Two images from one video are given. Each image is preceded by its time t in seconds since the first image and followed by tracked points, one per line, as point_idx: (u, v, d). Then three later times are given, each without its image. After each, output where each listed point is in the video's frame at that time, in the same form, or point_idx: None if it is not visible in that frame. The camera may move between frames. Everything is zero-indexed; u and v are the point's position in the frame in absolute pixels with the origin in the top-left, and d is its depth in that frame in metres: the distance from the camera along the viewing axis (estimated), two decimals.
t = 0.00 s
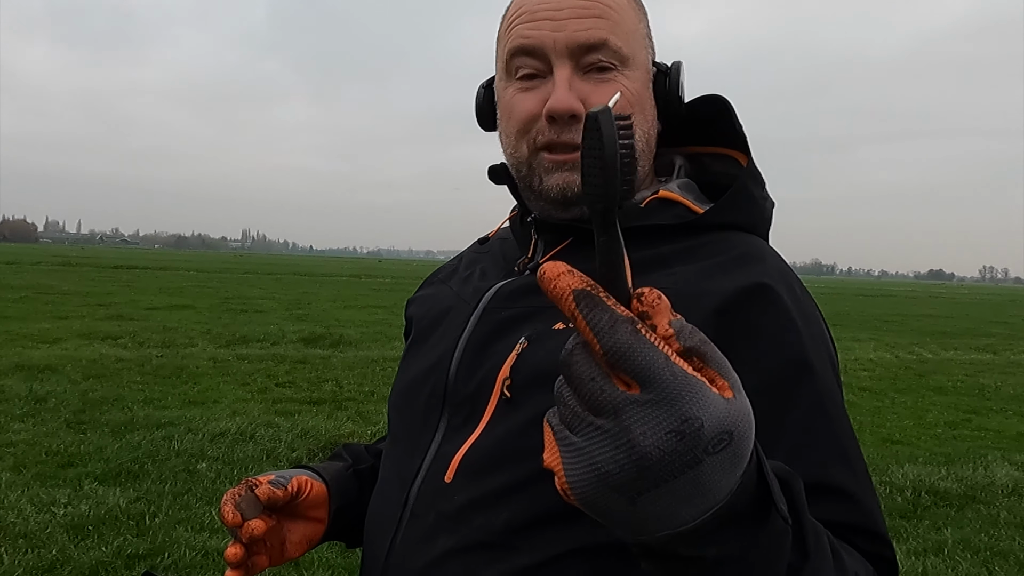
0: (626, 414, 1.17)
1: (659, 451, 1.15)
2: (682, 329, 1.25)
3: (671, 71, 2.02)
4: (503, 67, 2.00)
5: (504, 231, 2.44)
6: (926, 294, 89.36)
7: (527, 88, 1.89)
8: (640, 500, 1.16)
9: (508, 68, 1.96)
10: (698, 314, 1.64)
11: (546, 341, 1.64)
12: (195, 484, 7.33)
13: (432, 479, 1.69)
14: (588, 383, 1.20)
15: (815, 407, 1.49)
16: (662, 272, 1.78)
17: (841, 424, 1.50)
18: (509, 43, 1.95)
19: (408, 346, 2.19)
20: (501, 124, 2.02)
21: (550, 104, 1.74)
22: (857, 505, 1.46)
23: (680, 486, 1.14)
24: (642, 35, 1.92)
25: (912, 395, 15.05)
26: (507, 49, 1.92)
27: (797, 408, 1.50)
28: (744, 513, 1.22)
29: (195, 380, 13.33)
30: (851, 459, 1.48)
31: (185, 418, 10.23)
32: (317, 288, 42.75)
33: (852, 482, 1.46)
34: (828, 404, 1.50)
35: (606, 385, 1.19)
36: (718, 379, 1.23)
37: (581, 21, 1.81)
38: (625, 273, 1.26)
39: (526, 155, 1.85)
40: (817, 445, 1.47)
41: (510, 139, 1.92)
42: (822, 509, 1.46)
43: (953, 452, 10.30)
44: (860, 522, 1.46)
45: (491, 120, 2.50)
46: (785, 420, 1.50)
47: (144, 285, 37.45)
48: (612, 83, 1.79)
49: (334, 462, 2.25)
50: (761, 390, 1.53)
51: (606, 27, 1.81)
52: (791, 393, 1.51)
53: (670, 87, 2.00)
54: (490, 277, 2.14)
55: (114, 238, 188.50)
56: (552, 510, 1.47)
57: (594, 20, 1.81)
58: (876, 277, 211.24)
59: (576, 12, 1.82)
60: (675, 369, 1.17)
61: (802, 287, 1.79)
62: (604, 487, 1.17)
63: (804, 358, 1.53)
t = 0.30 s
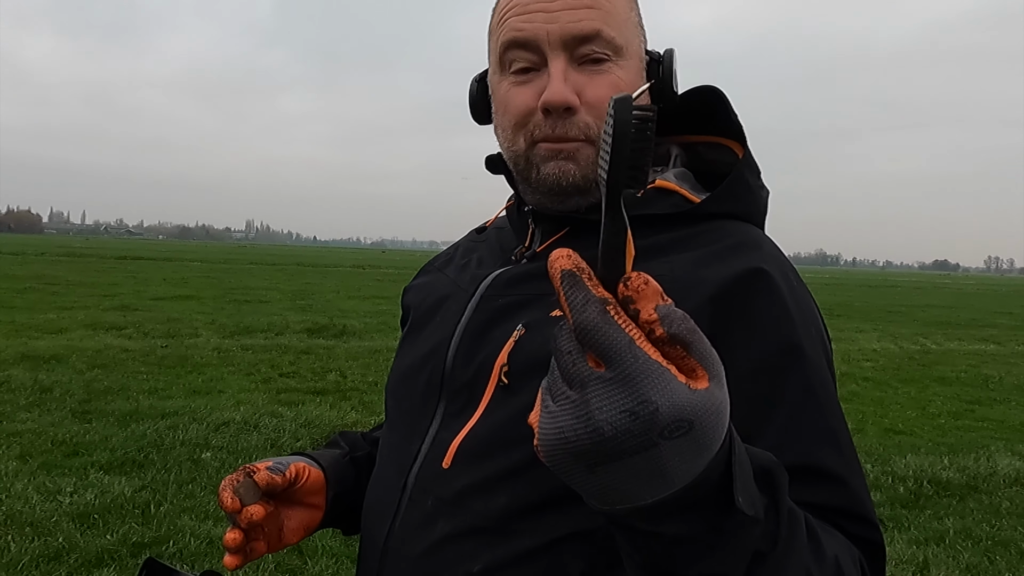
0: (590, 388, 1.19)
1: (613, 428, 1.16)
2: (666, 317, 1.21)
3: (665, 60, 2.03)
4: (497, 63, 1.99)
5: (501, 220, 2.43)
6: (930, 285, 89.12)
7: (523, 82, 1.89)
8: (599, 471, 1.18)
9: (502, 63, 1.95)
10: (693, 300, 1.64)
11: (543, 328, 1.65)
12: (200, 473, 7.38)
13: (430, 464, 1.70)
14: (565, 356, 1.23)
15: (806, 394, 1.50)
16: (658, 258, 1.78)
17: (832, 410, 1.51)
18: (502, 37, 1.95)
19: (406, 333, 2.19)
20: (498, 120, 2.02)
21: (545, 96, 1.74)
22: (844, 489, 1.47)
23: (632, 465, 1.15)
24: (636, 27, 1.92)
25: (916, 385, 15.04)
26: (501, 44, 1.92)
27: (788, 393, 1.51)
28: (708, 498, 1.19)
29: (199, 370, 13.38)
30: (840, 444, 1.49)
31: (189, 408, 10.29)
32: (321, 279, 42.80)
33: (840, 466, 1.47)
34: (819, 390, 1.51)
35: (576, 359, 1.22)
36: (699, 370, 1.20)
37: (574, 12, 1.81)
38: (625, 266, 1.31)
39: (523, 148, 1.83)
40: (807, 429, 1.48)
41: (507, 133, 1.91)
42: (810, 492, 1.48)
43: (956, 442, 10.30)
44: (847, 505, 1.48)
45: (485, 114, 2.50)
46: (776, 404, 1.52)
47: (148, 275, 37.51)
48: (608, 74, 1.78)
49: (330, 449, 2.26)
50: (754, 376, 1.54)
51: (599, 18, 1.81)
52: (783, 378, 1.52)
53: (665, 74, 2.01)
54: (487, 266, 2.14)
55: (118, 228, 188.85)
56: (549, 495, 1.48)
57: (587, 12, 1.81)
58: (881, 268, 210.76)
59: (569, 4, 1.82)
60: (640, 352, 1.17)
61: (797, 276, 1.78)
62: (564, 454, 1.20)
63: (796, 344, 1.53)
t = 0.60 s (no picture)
0: (568, 357, 1.24)
1: (585, 392, 1.21)
2: (666, 286, 1.21)
3: (666, 50, 2.02)
4: (497, 54, 1.99)
5: (501, 210, 2.44)
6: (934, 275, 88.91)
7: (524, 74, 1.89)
8: (577, 438, 1.23)
9: (503, 54, 1.95)
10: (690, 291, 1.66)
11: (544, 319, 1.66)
12: (206, 468, 7.42)
13: (432, 450, 1.72)
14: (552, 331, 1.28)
15: (798, 382, 1.51)
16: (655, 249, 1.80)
17: (824, 398, 1.53)
18: (503, 30, 1.95)
19: (408, 323, 2.21)
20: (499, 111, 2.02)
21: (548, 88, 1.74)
22: (834, 476, 1.50)
23: (605, 430, 1.20)
24: (636, 18, 1.92)
25: (920, 374, 15.04)
26: (502, 36, 1.92)
27: (781, 381, 1.52)
28: (693, 475, 1.20)
29: (204, 365, 13.44)
30: (831, 430, 1.52)
31: (195, 403, 10.34)
32: (324, 274, 42.86)
33: (829, 454, 1.49)
34: (812, 379, 1.52)
35: (559, 332, 1.27)
36: (686, 348, 1.23)
37: (575, 6, 1.81)
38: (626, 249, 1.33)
39: (525, 139, 1.84)
40: (800, 418, 1.50)
41: (508, 124, 1.92)
42: (799, 478, 1.50)
43: (959, 431, 10.31)
44: (836, 491, 1.50)
45: (486, 105, 2.50)
46: (770, 392, 1.53)
47: (152, 272, 37.61)
48: (609, 67, 1.79)
49: (333, 436, 2.28)
50: (749, 365, 1.56)
51: (600, 12, 1.81)
52: (776, 366, 1.54)
53: (665, 66, 2.00)
54: (487, 255, 2.15)
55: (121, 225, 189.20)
56: (547, 481, 1.50)
57: (588, 4, 1.81)
58: (884, 257, 210.29)
59: None
60: (615, 322, 1.21)
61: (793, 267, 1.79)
62: (546, 423, 1.26)
63: (790, 333, 1.55)
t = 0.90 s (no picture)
0: (581, 372, 1.24)
1: (602, 404, 1.22)
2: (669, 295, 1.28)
3: (657, 71, 2.15)
4: (496, 71, 2.03)
5: (496, 221, 2.48)
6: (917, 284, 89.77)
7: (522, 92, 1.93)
8: (590, 454, 1.24)
9: (502, 72, 1.99)
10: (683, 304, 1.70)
11: (543, 330, 1.70)
12: (194, 482, 7.38)
13: (434, 458, 1.75)
14: (557, 345, 1.28)
15: (788, 391, 1.56)
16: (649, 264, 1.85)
17: (811, 408, 1.58)
18: (502, 49, 1.99)
19: (405, 333, 2.23)
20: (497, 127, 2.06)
21: (547, 108, 1.79)
22: (820, 482, 1.54)
23: (623, 441, 1.22)
24: (630, 37, 1.97)
25: (905, 382, 15.19)
26: (501, 55, 1.96)
27: (771, 391, 1.57)
28: (682, 479, 1.24)
29: (191, 379, 13.36)
30: (818, 439, 1.56)
31: (182, 418, 10.28)
32: (310, 287, 42.74)
33: (816, 462, 1.54)
34: (800, 388, 1.57)
35: (567, 348, 1.27)
36: (682, 354, 1.28)
37: (573, 26, 1.86)
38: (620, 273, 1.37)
39: (523, 155, 1.89)
40: (788, 427, 1.55)
41: (507, 141, 1.96)
42: (788, 486, 1.54)
43: (944, 438, 10.42)
44: (823, 497, 1.55)
45: (484, 119, 2.55)
46: (761, 401, 1.57)
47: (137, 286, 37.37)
48: (605, 87, 1.84)
49: (333, 443, 2.29)
50: (740, 376, 1.60)
51: (597, 32, 1.86)
52: (766, 377, 1.58)
53: (659, 84, 2.13)
54: (484, 266, 2.19)
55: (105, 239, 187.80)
56: (547, 486, 1.54)
57: (585, 25, 1.86)
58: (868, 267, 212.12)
59: (569, 18, 1.87)
60: (625, 336, 1.23)
61: (782, 281, 1.81)
62: (558, 439, 1.26)
63: (779, 344, 1.59)
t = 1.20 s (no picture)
0: (666, 339, 1.32)
1: (698, 357, 1.34)
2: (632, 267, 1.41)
3: (659, 62, 2.10)
4: (500, 54, 2.05)
5: (492, 204, 2.50)
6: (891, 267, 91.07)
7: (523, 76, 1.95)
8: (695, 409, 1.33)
9: (506, 55, 2.01)
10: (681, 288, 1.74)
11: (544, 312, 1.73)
12: (177, 466, 7.36)
13: (437, 437, 1.79)
14: (626, 333, 1.29)
15: (781, 371, 1.62)
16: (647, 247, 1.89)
17: (804, 387, 1.63)
18: (507, 32, 2.01)
19: (405, 316, 2.26)
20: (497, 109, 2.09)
21: (547, 93, 1.82)
22: (813, 457, 1.60)
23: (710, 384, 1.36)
24: (634, 29, 1.99)
25: (879, 364, 15.47)
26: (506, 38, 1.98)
27: (767, 372, 1.62)
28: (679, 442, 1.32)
29: (170, 364, 13.27)
30: (810, 417, 1.62)
31: (163, 402, 10.22)
32: (288, 271, 42.40)
33: (809, 439, 1.60)
34: (793, 369, 1.63)
35: (640, 328, 1.31)
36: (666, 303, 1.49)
37: (578, 15, 1.88)
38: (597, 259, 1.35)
39: (521, 138, 1.92)
40: (783, 405, 1.60)
41: (506, 123, 1.98)
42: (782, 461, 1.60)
43: (917, 418, 10.66)
44: (815, 471, 1.61)
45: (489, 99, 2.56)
46: (757, 381, 1.63)
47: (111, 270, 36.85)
48: (606, 77, 1.87)
49: (334, 421, 2.32)
50: (737, 357, 1.65)
51: (602, 22, 1.88)
52: (762, 358, 1.63)
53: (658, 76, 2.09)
54: (482, 249, 2.22)
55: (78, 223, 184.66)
56: (550, 464, 1.60)
57: (591, 15, 1.88)
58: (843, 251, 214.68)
59: (575, 6, 1.89)
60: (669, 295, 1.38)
61: (776, 267, 1.85)
62: (662, 419, 1.29)
63: (774, 325, 1.65)
